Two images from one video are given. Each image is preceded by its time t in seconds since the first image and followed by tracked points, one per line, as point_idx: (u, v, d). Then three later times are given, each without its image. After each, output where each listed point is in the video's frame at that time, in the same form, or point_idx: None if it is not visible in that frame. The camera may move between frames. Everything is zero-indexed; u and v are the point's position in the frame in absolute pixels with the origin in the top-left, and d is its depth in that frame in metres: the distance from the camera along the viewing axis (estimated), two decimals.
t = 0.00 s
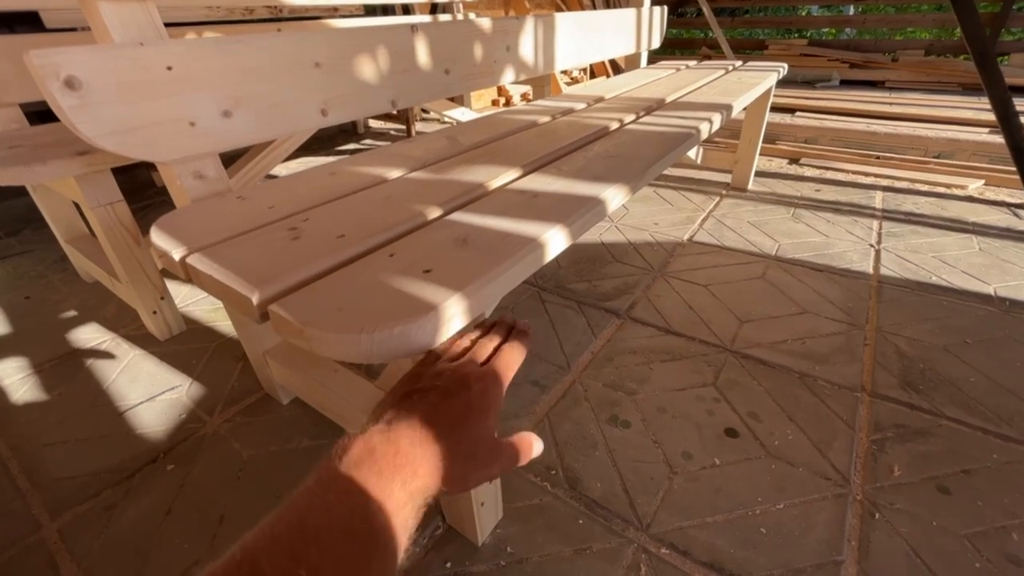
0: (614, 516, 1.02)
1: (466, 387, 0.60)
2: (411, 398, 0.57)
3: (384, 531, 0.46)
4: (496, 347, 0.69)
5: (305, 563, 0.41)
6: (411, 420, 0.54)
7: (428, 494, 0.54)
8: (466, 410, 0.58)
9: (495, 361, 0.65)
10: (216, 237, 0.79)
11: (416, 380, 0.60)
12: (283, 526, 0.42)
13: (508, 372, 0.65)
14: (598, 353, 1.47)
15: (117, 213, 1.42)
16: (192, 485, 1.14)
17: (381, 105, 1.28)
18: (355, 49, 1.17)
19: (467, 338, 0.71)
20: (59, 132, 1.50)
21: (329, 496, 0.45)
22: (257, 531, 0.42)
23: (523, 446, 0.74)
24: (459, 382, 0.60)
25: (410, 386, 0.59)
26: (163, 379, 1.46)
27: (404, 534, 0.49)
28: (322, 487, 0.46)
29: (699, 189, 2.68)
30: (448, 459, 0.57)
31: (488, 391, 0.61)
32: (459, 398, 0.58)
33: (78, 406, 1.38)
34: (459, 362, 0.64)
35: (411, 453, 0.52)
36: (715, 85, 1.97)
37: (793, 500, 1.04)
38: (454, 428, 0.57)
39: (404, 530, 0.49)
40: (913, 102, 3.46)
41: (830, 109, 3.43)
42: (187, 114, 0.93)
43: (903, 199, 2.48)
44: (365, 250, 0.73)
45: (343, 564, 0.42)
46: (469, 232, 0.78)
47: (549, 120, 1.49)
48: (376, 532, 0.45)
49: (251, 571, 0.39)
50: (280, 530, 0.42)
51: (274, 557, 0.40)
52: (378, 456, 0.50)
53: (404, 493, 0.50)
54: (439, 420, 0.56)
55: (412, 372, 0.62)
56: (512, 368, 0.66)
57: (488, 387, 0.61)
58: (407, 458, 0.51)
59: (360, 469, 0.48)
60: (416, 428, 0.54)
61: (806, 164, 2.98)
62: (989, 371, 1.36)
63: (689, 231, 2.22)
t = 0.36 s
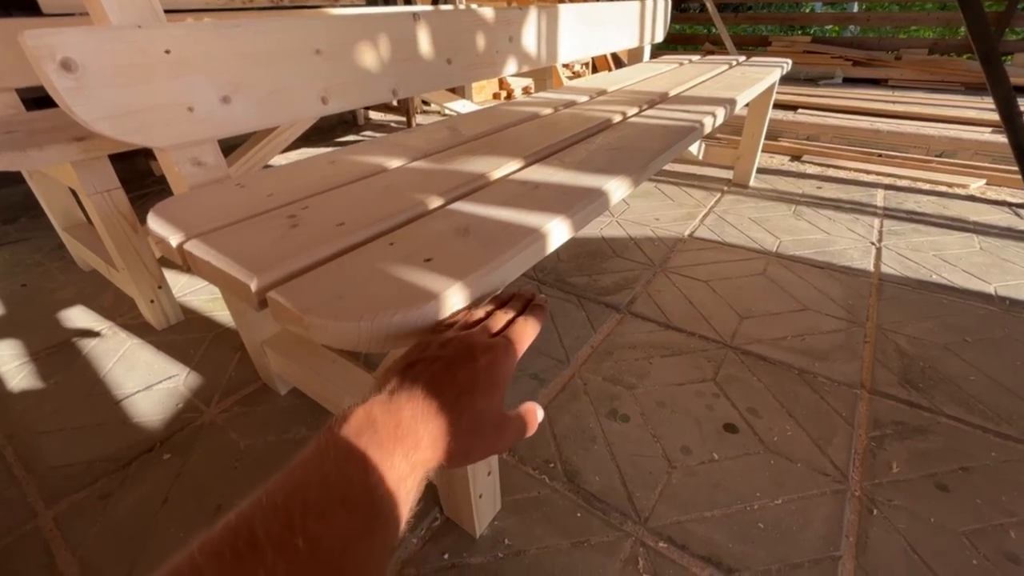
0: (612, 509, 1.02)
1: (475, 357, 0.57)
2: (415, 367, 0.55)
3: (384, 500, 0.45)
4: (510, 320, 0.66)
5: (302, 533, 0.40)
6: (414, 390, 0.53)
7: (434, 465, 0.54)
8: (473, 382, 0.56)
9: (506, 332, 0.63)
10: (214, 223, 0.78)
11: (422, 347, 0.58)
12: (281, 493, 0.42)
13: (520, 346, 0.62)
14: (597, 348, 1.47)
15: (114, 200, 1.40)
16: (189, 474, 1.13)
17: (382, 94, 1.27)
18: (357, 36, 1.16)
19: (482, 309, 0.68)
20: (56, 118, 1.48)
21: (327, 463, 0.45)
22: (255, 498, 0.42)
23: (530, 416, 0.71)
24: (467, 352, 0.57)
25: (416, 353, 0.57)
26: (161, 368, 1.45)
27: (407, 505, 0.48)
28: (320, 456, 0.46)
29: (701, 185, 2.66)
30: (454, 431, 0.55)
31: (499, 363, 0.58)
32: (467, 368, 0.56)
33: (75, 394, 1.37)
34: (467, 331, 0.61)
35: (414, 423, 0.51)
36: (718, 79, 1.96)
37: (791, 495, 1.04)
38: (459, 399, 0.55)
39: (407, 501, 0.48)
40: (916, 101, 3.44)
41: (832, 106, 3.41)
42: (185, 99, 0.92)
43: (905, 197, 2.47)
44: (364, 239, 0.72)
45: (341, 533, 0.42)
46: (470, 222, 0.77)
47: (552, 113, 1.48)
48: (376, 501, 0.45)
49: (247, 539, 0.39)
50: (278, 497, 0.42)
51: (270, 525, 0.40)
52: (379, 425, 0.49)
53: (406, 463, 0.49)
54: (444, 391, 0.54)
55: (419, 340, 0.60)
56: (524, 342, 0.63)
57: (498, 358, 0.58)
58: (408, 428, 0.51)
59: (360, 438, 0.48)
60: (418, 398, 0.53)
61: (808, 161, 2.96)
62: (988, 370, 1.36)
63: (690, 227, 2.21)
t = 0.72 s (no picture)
0: (608, 500, 1.04)
1: (480, 341, 0.58)
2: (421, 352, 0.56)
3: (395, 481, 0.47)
4: (512, 307, 0.67)
5: (316, 510, 0.43)
6: (422, 375, 0.54)
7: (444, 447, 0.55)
8: (479, 366, 0.57)
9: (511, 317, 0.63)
10: (217, 210, 0.79)
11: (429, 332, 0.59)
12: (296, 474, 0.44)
13: (524, 330, 0.63)
14: (596, 341, 1.48)
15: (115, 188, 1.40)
16: (189, 461, 1.14)
17: (385, 85, 1.27)
18: (360, 26, 1.16)
19: (482, 297, 0.69)
20: (57, 105, 1.48)
21: (339, 446, 0.47)
22: (271, 477, 0.44)
23: (537, 401, 0.71)
24: (473, 336, 0.58)
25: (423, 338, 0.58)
26: (161, 356, 1.45)
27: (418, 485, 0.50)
28: (333, 438, 0.48)
29: (701, 181, 2.67)
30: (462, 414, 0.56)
31: (504, 347, 0.59)
32: (473, 351, 0.57)
33: (75, 381, 1.38)
34: (473, 317, 0.62)
35: (422, 407, 0.53)
36: (720, 75, 1.96)
37: (785, 488, 1.05)
38: (466, 383, 0.56)
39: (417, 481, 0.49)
40: (918, 100, 3.44)
41: (834, 105, 3.41)
42: (188, 86, 0.92)
43: (904, 196, 2.48)
44: (366, 228, 0.73)
45: (353, 512, 0.44)
46: (471, 212, 0.77)
47: (553, 106, 1.48)
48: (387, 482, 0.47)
49: (265, 515, 0.41)
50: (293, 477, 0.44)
51: (286, 502, 0.42)
52: (388, 409, 0.51)
53: (415, 445, 0.50)
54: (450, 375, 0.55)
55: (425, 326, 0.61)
56: (529, 328, 0.64)
57: (504, 342, 0.59)
58: (416, 412, 0.52)
59: (370, 421, 0.49)
60: (426, 382, 0.54)
61: (809, 159, 2.96)
62: (983, 367, 1.37)
63: (690, 223, 2.22)
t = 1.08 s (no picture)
0: (608, 489, 1.04)
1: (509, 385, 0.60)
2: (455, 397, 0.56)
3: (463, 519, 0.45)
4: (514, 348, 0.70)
5: (384, 529, 0.39)
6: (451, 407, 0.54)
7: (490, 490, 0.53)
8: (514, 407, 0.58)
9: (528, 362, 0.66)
10: (221, 193, 0.79)
11: (458, 375, 0.60)
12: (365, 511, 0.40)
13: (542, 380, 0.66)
14: (596, 334, 1.48)
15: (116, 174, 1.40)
16: (189, 447, 1.14)
17: (387, 73, 1.26)
18: (363, 12, 1.15)
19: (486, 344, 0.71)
20: (58, 90, 1.47)
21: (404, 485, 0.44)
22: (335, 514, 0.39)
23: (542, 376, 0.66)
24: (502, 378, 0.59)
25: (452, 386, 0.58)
26: (161, 343, 1.45)
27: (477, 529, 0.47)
28: (395, 479, 0.44)
29: (703, 177, 2.66)
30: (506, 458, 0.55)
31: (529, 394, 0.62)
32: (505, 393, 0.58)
33: (75, 367, 1.38)
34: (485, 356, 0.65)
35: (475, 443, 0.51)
36: (724, 69, 1.95)
37: (785, 479, 1.06)
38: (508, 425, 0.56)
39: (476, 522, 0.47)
40: (921, 99, 3.43)
41: (837, 102, 3.40)
42: (191, 70, 0.92)
43: (906, 193, 2.48)
44: (369, 212, 0.73)
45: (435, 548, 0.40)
46: (475, 198, 0.77)
47: (557, 97, 1.47)
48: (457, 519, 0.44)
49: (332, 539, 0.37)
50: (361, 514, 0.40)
51: (365, 538, 0.38)
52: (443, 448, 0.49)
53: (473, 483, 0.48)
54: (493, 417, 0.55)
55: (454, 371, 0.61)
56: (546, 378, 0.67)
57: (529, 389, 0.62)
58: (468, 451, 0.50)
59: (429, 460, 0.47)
60: (471, 422, 0.53)
61: (811, 156, 2.96)
62: (983, 363, 1.37)
63: (691, 218, 2.22)
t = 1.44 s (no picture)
0: (609, 485, 1.04)
1: (454, 357, 0.66)
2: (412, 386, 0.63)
3: (449, 484, 0.50)
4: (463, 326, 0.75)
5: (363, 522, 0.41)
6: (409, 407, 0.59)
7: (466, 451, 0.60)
8: (460, 373, 0.65)
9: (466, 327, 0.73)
10: (224, 186, 0.79)
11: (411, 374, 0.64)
12: (360, 501, 0.43)
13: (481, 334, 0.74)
14: (598, 331, 1.48)
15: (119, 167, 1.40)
16: (191, 440, 1.14)
17: (391, 67, 1.25)
18: (368, 7, 1.15)
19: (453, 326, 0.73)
20: (61, 82, 1.47)
21: (392, 472, 0.47)
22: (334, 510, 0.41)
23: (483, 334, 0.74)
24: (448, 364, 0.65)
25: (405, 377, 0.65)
26: (162, 337, 1.45)
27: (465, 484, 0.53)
28: (382, 469, 0.47)
29: (705, 175, 2.66)
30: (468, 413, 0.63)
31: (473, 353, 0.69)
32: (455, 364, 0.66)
33: (76, 360, 1.38)
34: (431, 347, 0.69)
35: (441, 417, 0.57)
36: (728, 67, 1.95)
37: (786, 476, 1.06)
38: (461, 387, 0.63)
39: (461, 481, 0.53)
40: (923, 99, 3.43)
41: (839, 102, 3.40)
42: (196, 63, 0.92)
43: (908, 194, 2.48)
44: (374, 206, 0.73)
45: (431, 515, 0.45)
46: (479, 192, 0.77)
47: (560, 94, 1.47)
48: (444, 485, 0.50)
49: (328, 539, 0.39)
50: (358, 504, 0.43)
51: (367, 521, 0.41)
52: (417, 430, 0.54)
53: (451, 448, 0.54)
54: (448, 387, 0.62)
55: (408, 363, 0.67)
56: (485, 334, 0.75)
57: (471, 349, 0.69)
58: (438, 425, 0.56)
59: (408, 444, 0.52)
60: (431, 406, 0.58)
61: (812, 155, 2.96)
62: (983, 363, 1.38)
63: (693, 217, 2.21)
